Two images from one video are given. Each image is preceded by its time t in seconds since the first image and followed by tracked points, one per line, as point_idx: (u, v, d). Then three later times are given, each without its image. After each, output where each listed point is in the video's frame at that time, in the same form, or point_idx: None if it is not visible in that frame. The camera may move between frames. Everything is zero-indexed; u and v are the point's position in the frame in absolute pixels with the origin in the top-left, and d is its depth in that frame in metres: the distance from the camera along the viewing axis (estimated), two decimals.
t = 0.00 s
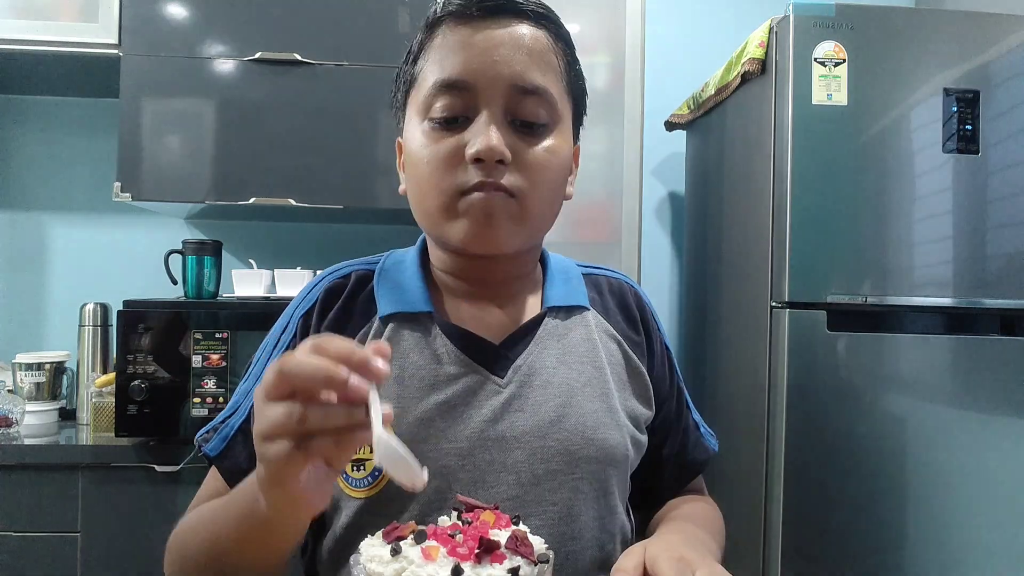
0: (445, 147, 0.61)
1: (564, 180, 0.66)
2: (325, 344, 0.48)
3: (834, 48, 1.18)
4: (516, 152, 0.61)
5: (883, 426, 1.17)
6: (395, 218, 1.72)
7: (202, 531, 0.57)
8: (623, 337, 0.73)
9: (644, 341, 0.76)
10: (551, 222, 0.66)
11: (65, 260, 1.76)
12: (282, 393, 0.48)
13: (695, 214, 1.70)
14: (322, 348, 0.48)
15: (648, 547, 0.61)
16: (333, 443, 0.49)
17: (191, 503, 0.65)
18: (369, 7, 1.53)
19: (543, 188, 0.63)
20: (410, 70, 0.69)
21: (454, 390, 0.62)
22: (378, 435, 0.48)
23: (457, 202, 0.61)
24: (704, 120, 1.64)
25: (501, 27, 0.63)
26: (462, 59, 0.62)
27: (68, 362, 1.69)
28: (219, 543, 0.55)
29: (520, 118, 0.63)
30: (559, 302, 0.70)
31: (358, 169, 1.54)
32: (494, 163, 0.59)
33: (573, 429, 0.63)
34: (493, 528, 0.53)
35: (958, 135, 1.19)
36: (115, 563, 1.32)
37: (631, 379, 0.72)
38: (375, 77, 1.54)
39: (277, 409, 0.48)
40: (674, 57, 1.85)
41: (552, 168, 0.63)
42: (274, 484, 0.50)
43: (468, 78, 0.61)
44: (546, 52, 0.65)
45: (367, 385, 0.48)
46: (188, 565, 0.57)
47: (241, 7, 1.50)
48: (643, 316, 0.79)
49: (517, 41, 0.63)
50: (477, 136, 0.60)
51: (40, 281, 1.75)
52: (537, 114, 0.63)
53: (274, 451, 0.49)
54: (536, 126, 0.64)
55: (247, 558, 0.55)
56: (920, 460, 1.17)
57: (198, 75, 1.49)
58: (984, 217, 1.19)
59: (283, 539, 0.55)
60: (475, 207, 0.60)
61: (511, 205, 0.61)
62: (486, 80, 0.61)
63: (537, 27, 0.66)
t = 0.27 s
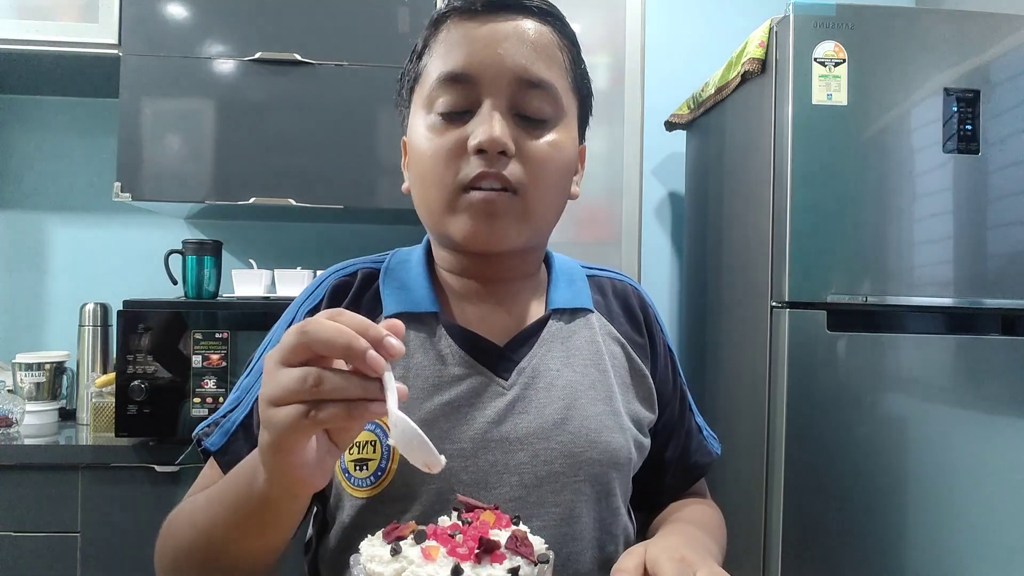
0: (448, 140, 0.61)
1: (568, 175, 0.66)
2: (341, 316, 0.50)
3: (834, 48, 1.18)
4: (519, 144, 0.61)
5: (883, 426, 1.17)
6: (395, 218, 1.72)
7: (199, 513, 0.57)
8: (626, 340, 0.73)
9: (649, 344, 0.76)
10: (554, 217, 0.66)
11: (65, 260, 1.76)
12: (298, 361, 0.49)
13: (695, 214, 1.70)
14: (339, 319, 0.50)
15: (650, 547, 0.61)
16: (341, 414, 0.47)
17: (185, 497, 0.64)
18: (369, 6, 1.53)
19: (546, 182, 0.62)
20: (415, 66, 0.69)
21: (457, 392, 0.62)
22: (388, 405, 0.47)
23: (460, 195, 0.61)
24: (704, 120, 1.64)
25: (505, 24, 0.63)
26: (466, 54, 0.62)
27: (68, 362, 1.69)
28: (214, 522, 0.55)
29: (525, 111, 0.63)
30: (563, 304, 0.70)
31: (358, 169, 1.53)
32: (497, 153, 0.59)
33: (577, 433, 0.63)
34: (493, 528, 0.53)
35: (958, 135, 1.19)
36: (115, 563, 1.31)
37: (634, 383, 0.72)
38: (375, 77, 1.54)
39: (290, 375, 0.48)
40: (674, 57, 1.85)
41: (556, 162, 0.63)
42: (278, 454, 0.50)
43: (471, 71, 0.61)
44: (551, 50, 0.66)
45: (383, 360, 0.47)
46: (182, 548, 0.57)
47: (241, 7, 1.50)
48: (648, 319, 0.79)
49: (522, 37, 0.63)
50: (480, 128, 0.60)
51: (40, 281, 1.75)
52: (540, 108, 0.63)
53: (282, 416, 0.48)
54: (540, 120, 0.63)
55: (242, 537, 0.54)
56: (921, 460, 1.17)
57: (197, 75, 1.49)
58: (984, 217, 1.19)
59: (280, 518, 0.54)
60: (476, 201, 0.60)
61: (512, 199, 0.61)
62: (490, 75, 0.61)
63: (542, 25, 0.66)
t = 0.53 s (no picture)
0: (458, 126, 0.60)
1: (577, 165, 0.65)
2: (370, 353, 0.50)
3: (834, 48, 1.18)
4: (530, 130, 0.61)
5: (883, 426, 1.17)
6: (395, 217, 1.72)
7: (205, 519, 0.57)
8: (629, 343, 0.73)
9: (651, 346, 0.76)
10: (563, 207, 0.65)
11: (65, 260, 1.76)
12: (322, 392, 0.49)
13: (695, 214, 1.70)
14: (368, 355, 0.50)
15: (651, 546, 0.61)
16: (360, 454, 0.48)
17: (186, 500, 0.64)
18: (368, 6, 1.53)
19: (557, 169, 0.62)
20: (421, 62, 0.70)
21: (460, 395, 0.62)
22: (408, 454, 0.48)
23: (469, 179, 0.60)
24: (704, 120, 1.64)
25: (514, 17, 0.64)
26: (476, 44, 0.62)
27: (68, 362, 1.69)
28: (220, 530, 0.55)
29: (535, 99, 0.63)
30: (566, 306, 0.70)
31: (357, 169, 1.53)
32: (509, 136, 0.59)
33: (579, 436, 0.63)
34: (493, 528, 0.53)
35: (958, 135, 1.19)
36: (115, 563, 1.31)
37: (636, 385, 0.72)
38: (375, 77, 1.54)
39: (313, 407, 0.48)
40: (674, 57, 1.85)
41: (565, 150, 0.63)
42: (291, 476, 0.50)
43: (481, 59, 0.62)
44: (559, 44, 0.66)
45: (406, 408, 0.48)
46: (186, 554, 0.57)
47: (241, 7, 1.50)
48: (650, 321, 0.79)
49: (531, 30, 0.64)
50: (491, 112, 0.59)
51: (40, 281, 1.75)
52: (550, 97, 0.64)
53: (301, 447, 0.49)
54: (550, 109, 0.64)
55: (247, 548, 0.54)
56: (921, 459, 1.17)
57: (197, 75, 1.49)
58: (984, 216, 1.19)
59: (287, 532, 0.54)
60: (487, 185, 0.59)
61: (524, 184, 0.60)
62: (500, 63, 0.62)
63: (550, 22, 0.67)
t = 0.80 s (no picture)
0: (461, 126, 0.60)
1: (578, 166, 0.66)
2: (375, 357, 0.50)
3: (834, 48, 1.18)
4: (532, 131, 0.61)
5: (883, 426, 1.17)
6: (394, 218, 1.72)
7: (203, 516, 0.57)
8: (628, 342, 0.73)
9: (650, 346, 0.76)
10: (565, 208, 0.65)
11: (65, 260, 1.76)
12: (326, 394, 0.49)
13: (695, 214, 1.70)
14: (372, 359, 0.50)
15: (653, 547, 0.61)
16: (362, 457, 0.49)
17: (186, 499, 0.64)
18: (368, 6, 1.53)
19: (559, 169, 0.62)
20: (421, 63, 0.70)
21: (460, 395, 0.62)
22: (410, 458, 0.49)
23: (472, 180, 0.60)
24: (704, 120, 1.64)
25: (514, 18, 0.64)
26: (477, 45, 0.62)
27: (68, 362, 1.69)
28: (219, 528, 0.55)
29: (537, 99, 0.63)
30: (566, 306, 0.70)
31: (357, 169, 1.53)
32: (512, 137, 0.59)
33: (579, 435, 0.63)
34: (493, 528, 0.53)
35: (958, 135, 1.19)
36: (115, 563, 1.32)
37: (636, 384, 0.72)
38: (375, 77, 1.54)
39: (314, 409, 0.48)
40: (674, 57, 1.85)
41: (567, 150, 0.63)
42: (291, 476, 0.50)
43: (483, 61, 0.62)
44: (560, 45, 0.66)
45: (410, 413, 0.49)
46: (185, 551, 0.57)
47: (241, 6, 1.50)
48: (648, 321, 0.79)
49: (532, 31, 0.64)
50: (494, 114, 0.59)
51: (40, 281, 1.75)
52: (551, 97, 0.64)
53: (302, 448, 0.49)
54: (552, 109, 0.64)
55: (246, 546, 0.54)
56: (920, 460, 1.17)
57: (197, 75, 1.49)
58: (984, 217, 1.19)
59: (286, 529, 0.54)
60: (489, 186, 0.59)
61: (526, 185, 0.60)
62: (502, 64, 0.62)
63: (550, 23, 0.67)
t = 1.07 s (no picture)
0: (453, 141, 0.60)
1: (573, 176, 0.66)
2: (348, 334, 0.49)
3: (834, 48, 1.18)
4: (524, 145, 0.61)
5: (883, 426, 1.17)
6: (394, 218, 1.72)
7: (198, 510, 0.56)
8: (627, 342, 0.73)
9: (648, 345, 0.76)
10: (559, 218, 0.66)
11: (65, 260, 1.76)
12: (301, 377, 0.49)
13: (695, 214, 1.70)
14: (346, 336, 0.49)
15: (653, 546, 0.61)
16: (345, 433, 0.48)
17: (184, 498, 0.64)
18: (368, 6, 1.53)
19: (552, 183, 0.62)
20: (419, 65, 0.69)
21: (460, 394, 0.62)
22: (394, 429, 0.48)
23: (464, 196, 0.60)
24: (704, 120, 1.64)
25: (509, 23, 0.64)
26: (470, 53, 0.62)
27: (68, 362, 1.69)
28: (213, 521, 0.55)
29: (530, 110, 0.63)
30: (564, 306, 0.70)
31: (357, 169, 1.53)
32: (503, 154, 0.59)
33: (579, 434, 0.63)
34: (492, 528, 0.53)
35: (958, 135, 1.19)
36: (115, 563, 1.32)
37: (635, 383, 0.72)
38: (375, 77, 1.54)
39: (290, 391, 0.48)
40: (673, 57, 1.85)
41: (560, 160, 0.63)
42: (279, 463, 0.50)
43: (476, 72, 0.62)
44: (556, 48, 0.66)
45: (390, 385, 0.48)
46: (181, 546, 0.57)
47: (241, 7, 1.50)
48: (647, 321, 0.79)
49: (526, 36, 0.63)
50: (485, 128, 0.60)
51: (40, 281, 1.75)
52: (545, 108, 0.63)
53: (284, 433, 0.48)
54: (546, 120, 0.63)
55: (243, 537, 0.55)
56: (921, 459, 1.17)
57: (197, 75, 1.49)
58: (984, 216, 1.19)
59: (281, 514, 0.55)
60: (481, 201, 0.59)
61: (517, 199, 0.60)
62: (495, 73, 0.62)
63: (547, 25, 0.66)
